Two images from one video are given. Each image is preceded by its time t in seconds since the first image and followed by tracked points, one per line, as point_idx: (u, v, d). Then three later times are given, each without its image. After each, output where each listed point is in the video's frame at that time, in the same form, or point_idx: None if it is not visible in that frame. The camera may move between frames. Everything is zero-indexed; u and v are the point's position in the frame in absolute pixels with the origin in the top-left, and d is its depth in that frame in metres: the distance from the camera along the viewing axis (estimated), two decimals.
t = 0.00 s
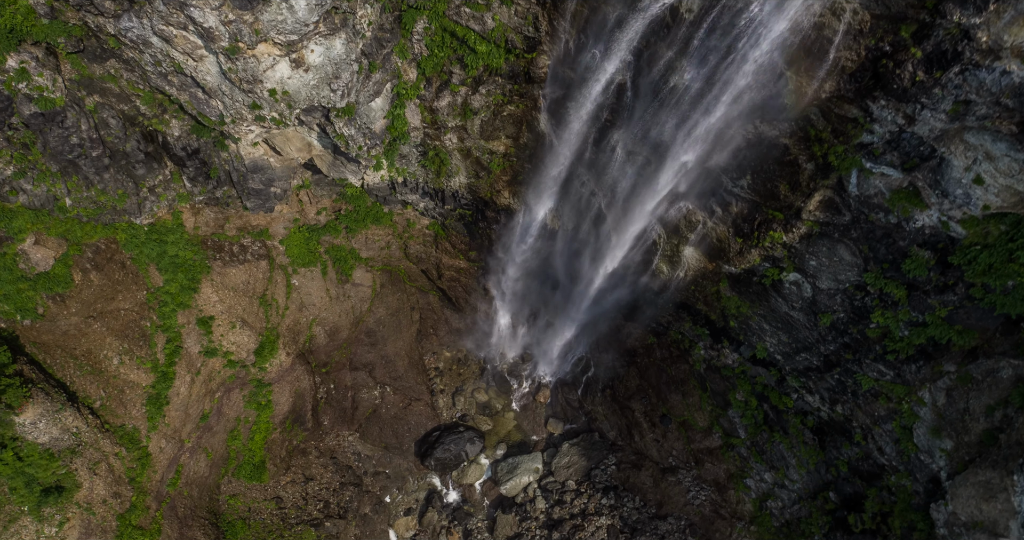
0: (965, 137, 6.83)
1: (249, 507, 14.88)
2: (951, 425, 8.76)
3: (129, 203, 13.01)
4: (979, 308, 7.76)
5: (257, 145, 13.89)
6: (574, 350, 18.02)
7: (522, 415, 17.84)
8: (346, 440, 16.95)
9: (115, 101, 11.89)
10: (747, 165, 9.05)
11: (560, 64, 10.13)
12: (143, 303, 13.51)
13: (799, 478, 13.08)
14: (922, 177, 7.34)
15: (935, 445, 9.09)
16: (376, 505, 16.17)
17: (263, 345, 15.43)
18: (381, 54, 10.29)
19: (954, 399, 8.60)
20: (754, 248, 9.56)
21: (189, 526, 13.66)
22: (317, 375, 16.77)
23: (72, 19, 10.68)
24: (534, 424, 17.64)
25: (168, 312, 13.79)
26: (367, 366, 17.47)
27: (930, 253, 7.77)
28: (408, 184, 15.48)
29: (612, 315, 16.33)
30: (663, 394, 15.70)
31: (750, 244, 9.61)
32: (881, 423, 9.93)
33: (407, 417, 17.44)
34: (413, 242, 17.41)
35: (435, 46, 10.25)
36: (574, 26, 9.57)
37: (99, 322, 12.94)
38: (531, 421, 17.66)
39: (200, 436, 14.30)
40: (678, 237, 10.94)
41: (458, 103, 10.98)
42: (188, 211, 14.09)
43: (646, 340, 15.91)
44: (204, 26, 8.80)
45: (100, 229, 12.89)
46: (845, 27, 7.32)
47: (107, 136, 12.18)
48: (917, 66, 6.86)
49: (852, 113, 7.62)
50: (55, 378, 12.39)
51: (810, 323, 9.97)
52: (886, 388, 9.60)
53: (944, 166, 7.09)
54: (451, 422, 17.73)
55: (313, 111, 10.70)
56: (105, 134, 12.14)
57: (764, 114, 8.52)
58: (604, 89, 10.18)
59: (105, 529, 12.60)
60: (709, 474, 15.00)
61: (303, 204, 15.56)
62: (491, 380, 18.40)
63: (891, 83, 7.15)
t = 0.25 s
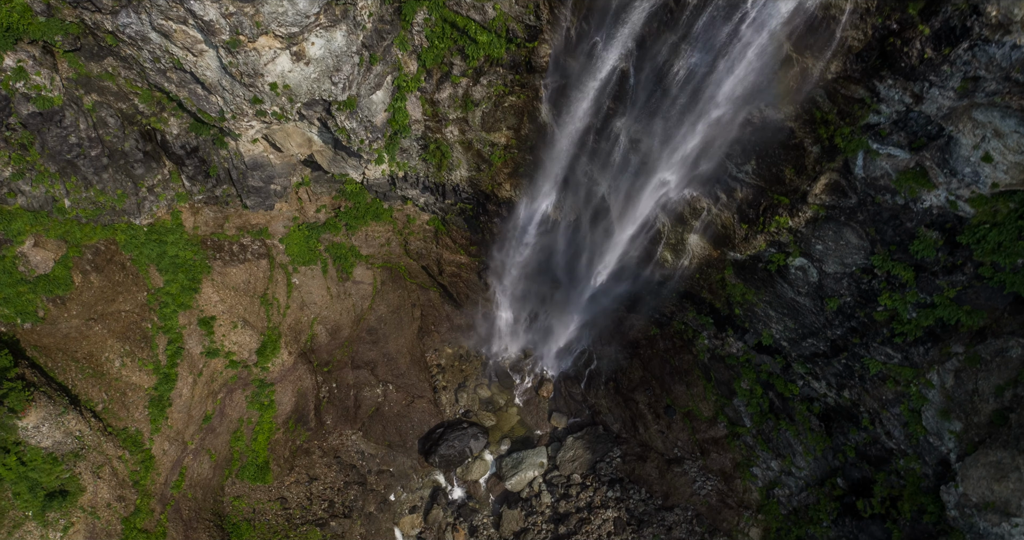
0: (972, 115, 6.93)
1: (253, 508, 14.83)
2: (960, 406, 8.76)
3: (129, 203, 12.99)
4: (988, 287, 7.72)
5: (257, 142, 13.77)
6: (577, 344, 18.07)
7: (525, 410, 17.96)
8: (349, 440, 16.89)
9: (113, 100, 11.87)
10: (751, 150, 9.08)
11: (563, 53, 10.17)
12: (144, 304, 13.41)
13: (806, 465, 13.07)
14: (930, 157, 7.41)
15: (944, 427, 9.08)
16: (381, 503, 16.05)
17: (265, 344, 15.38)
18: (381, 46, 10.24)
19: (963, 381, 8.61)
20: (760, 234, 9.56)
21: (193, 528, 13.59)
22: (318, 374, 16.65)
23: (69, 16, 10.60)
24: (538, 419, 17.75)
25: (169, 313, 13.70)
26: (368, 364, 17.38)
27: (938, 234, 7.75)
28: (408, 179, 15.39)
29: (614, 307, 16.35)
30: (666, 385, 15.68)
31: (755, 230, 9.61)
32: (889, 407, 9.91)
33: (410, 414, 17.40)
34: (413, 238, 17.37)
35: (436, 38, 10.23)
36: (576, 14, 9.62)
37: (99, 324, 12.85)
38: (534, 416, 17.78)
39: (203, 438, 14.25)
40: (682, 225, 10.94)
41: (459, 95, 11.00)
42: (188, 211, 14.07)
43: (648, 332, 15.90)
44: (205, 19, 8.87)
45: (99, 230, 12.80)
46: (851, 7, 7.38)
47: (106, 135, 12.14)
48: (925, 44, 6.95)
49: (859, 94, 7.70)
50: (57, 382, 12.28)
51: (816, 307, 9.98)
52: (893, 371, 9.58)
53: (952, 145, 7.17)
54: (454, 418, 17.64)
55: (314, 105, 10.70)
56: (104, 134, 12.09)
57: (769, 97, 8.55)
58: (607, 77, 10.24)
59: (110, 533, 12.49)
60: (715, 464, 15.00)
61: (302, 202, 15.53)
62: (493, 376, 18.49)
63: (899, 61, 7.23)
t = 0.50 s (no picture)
0: (978, 92, 6.94)
1: (258, 510, 14.72)
2: (967, 387, 8.78)
3: (127, 203, 12.89)
4: (996, 266, 7.72)
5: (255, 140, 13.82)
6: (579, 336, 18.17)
7: (528, 405, 17.94)
8: (351, 439, 16.97)
9: (109, 98, 11.78)
10: (755, 134, 9.13)
11: (562, 42, 10.11)
12: (144, 306, 13.33)
13: (812, 451, 13.08)
14: (935, 135, 7.42)
15: (951, 408, 9.09)
16: (385, 502, 16.11)
17: (266, 343, 15.32)
18: (381, 38, 10.21)
19: (970, 361, 8.60)
20: (764, 219, 9.61)
21: (199, 530, 13.46)
22: (319, 374, 16.64)
23: (64, 14, 10.49)
24: (541, 413, 17.73)
25: (169, 315, 13.61)
26: (369, 362, 17.48)
27: (944, 213, 7.80)
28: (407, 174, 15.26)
29: (616, 298, 16.37)
30: (669, 376, 15.69)
31: (759, 214, 9.65)
32: (896, 390, 9.91)
33: (412, 412, 17.42)
34: (412, 234, 17.28)
35: (434, 29, 10.24)
36: (575, 2, 9.56)
37: (99, 326, 12.72)
38: (537, 410, 17.77)
39: (206, 439, 14.19)
40: (685, 213, 11.02)
41: (458, 87, 11.01)
42: (185, 211, 13.96)
43: (650, 323, 15.92)
44: (204, 13, 8.85)
45: (97, 231, 12.68)
46: None
47: (103, 134, 12.03)
48: (931, 20, 6.99)
49: (864, 74, 7.74)
50: (58, 386, 12.12)
51: (821, 292, 9.97)
52: (900, 353, 9.57)
53: (958, 123, 7.18)
54: (457, 415, 17.71)
55: (313, 99, 10.74)
56: (102, 133, 11.98)
57: (773, 80, 8.59)
58: (607, 65, 10.20)
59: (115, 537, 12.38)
60: (720, 453, 15.00)
61: (301, 200, 15.48)
62: (495, 370, 18.63)
63: (904, 39, 7.26)
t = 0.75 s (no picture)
0: (983, 68, 6.94)
1: (262, 511, 14.74)
2: (974, 366, 8.80)
3: (125, 204, 12.79)
4: (1002, 244, 7.71)
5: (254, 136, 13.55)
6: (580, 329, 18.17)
7: (530, 399, 17.89)
8: (355, 438, 16.86)
9: (106, 98, 11.69)
10: (757, 118, 9.10)
11: (561, 30, 10.10)
12: (144, 308, 13.25)
13: (818, 437, 13.09)
14: (940, 113, 7.41)
15: (958, 388, 9.11)
16: (390, 500, 16.03)
17: (267, 344, 15.28)
18: (379, 30, 10.26)
19: (976, 340, 8.62)
20: (768, 203, 9.61)
21: (204, 533, 13.46)
22: (320, 373, 16.55)
23: (59, 12, 10.40)
24: (544, 407, 17.70)
25: (169, 317, 13.51)
26: (371, 360, 17.46)
27: (949, 192, 7.82)
28: (406, 169, 15.15)
29: (617, 290, 16.36)
30: (673, 366, 15.75)
31: (763, 199, 9.64)
32: (902, 372, 9.90)
33: (415, 410, 17.43)
34: (412, 230, 17.12)
35: (433, 21, 10.28)
36: None
37: (100, 330, 12.66)
38: (540, 405, 17.70)
39: (209, 442, 14.15)
40: (688, 200, 11.02)
41: (458, 78, 11.00)
42: (183, 212, 13.90)
43: (653, 313, 15.95)
44: (202, 7, 8.80)
45: (96, 234, 12.61)
46: None
47: (101, 134, 11.92)
48: None
49: (868, 53, 7.69)
50: (59, 390, 12.10)
51: (826, 276, 9.99)
52: (906, 335, 9.57)
53: (963, 99, 7.17)
54: (460, 412, 17.71)
55: (314, 93, 10.76)
56: (99, 133, 11.87)
57: (775, 62, 8.55)
58: (607, 52, 10.17)
59: None
60: (725, 442, 15.05)
61: (299, 198, 15.40)
62: (496, 364, 18.51)
63: (909, 16, 7.21)
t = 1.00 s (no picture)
0: (986, 43, 6.99)
1: (267, 512, 14.78)
2: (979, 344, 8.81)
3: (123, 205, 12.68)
4: (1007, 220, 7.73)
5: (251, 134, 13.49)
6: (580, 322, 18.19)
7: (533, 393, 18.03)
8: (357, 437, 16.93)
9: (102, 97, 11.57)
10: (759, 101, 9.14)
11: (559, 19, 10.11)
12: (144, 310, 13.17)
13: (823, 421, 13.11)
14: (944, 90, 7.47)
15: (964, 367, 9.12)
16: (394, 498, 16.05)
17: (268, 344, 15.22)
18: (377, 22, 10.19)
19: (982, 318, 8.63)
20: (771, 187, 9.63)
21: (209, 536, 13.44)
22: (323, 372, 16.63)
23: (54, 11, 10.32)
24: (546, 401, 17.81)
25: (169, 319, 13.43)
26: (372, 358, 17.41)
27: (953, 169, 7.86)
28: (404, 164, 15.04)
29: (618, 281, 16.37)
30: (675, 356, 15.78)
31: (765, 182, 9.68)
32: (907, 352, 9.92)
33: (417, 407, 17.40)
34: (411, 226, 17.05)
35: (430, 12, 10.22)
36: None
37: (100, 333, 12.57)
38: (542, 399, 17.87)
39: (212, 444, 14.13)
40: (689, 187, 11.04)
41: (457, 70, 10.97)
42: (181, 212, 13.80)
43: (654, 303, 15.97)
44: None
45: (94, 236, 12.51)
46: None
47: (98, 134, 11.80)
48: None
49: (870, 31, 7.75)
50: (61, 395, 12.00)
51: (829, 258, 10.01)
52: (910, 315, 9.58)
53: (967, 75, 7.23)
54: (462, 408, 17.67)
55: (312, 87, 10.69)
56: (96, 133, 11.75)
57: (776, 43, 8.64)
58: (608, 38, 10.25)
59: None
60: (729, 430, 15.09)
61: (296, 197, 15.30)
62: (498, 360, 18.52)
63: None
